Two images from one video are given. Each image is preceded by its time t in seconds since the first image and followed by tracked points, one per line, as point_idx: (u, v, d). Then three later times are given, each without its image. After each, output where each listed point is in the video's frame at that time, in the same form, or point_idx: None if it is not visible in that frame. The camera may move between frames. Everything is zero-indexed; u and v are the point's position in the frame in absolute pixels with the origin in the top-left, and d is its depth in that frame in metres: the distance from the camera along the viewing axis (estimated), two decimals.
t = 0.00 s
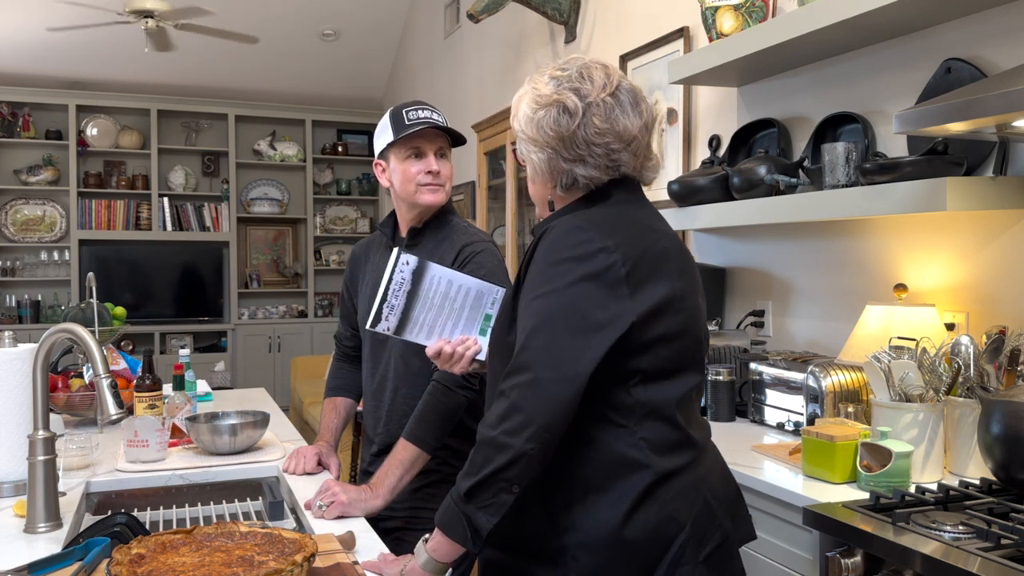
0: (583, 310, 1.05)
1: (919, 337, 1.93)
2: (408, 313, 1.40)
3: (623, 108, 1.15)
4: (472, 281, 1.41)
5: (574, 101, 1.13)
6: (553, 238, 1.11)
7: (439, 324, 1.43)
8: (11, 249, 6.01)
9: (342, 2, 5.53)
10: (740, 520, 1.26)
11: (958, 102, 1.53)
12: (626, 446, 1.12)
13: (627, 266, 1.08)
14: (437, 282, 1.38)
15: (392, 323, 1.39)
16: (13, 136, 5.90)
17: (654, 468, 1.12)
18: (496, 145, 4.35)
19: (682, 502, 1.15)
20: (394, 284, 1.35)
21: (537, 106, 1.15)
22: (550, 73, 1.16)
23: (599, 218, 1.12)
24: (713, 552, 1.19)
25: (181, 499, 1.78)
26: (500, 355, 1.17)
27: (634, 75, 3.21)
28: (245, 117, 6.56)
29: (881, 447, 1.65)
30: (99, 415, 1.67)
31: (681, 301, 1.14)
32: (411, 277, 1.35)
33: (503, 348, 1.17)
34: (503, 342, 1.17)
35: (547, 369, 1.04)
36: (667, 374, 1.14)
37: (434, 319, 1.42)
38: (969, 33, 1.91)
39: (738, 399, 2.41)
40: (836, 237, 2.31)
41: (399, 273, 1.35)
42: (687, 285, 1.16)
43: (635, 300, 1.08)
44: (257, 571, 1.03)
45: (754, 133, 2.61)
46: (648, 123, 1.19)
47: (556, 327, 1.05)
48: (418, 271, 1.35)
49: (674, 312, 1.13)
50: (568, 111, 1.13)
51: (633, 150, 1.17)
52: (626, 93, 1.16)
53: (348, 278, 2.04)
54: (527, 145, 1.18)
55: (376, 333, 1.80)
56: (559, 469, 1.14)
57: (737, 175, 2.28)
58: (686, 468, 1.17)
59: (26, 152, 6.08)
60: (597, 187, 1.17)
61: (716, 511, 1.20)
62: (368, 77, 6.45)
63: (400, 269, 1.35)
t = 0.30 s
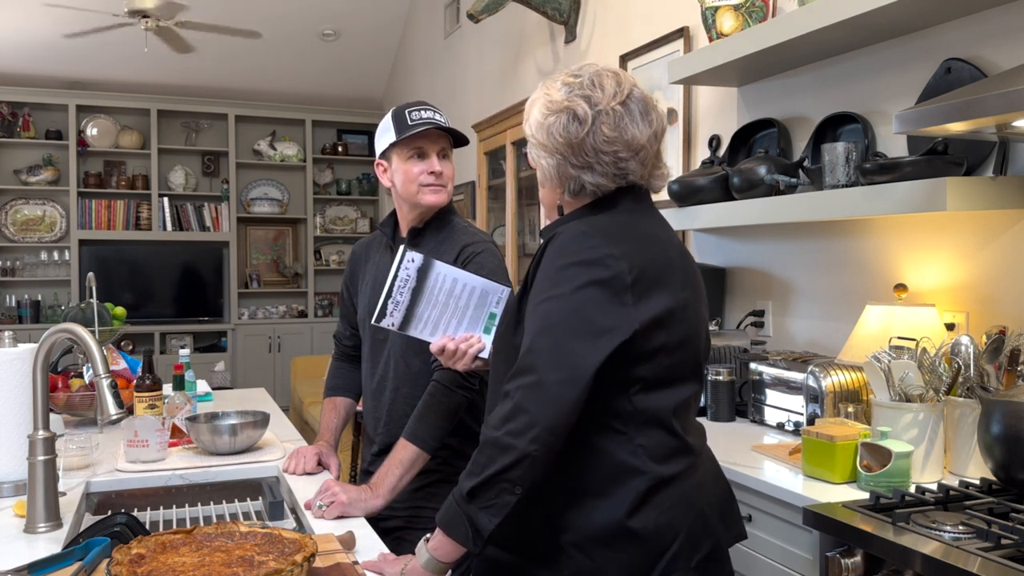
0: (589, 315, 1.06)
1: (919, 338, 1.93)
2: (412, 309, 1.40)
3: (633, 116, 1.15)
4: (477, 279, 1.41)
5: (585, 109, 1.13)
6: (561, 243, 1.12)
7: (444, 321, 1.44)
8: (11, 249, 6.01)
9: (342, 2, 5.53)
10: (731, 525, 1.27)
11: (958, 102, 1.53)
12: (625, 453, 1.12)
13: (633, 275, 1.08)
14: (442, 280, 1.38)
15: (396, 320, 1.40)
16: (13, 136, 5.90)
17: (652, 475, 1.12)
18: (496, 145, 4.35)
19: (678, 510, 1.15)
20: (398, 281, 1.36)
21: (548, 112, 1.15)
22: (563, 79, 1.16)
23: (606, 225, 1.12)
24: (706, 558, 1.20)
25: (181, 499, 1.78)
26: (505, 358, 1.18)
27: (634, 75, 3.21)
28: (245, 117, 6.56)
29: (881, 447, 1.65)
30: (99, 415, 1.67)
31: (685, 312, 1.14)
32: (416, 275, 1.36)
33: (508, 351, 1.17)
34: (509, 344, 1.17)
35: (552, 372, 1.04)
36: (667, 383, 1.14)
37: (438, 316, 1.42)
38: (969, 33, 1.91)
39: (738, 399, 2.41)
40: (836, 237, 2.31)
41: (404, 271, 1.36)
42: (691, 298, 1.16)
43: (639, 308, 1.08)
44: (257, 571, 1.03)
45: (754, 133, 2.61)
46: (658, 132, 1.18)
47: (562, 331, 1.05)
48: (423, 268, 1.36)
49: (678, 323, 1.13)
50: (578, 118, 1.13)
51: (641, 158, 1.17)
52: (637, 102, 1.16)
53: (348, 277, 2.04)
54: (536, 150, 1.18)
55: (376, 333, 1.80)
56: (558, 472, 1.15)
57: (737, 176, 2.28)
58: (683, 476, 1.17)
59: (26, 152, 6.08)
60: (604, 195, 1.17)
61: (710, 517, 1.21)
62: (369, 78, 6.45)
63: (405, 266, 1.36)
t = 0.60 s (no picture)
0: (594, 318, 1.05)
1: (919, 338, 1.93)
2: (412, 303, 1.41)
3: (644, 119, 1.15)
4: (478, 275, 1.41)
5: (597, 110, 1.13)
6: (567, 246, 1.11)
7: (444, 315, 1.44)
8: (11, 249, 6.01)
9: (342, 2, 5.53)
10: (726, 527, 1.28)
11: (958, 102, 1.53)
12: (625, 458, 1.12)
13: (638, 280, 1.08)
14: (442, 275, 1.39)
15: (396, 313, 1.40)
16: (13, 136, 5.90)
17: (652, 478, 1.13)
18: (496, 145, 4.35)
19: (676, 514, 1.16)
20: (399, 274, 1.37)
21: (559, 112, 1.15)
22: (575, 80, 1.16)
23: (612, 229, 1.12)
24: (703, 560, 1.20)
25: (181, 499, 1.78)
26: (509, 359, 1.18)
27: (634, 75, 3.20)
28: (245, 117, 6.56)
29: (881, 447, 1.65)
30: (99, 415, 1.67)
31: (687, 319, 1.15)
32: (417, 269, 1.37)
33: (511, 352, 1.17)
34: (513, 345, 1.17)
35: (557, 374, 1.04)
36: (668, 388, 1.15)
37: (439, 310, 1.43)
38: (969, 33, 1.91)
39: (738, 399, 2.41)
40: (836, 237, 2.31)
41: (405, 264, 1.37)
42: (694, 304, 1.17)
43: (643, 314, 1.08)
44: (257, 571, 1.03)
45: (754, 133, 2.61)
46: (668, 135, 1.18)
47: (568, 334, 1.05)
48: (424, 262, 1.37)
49: (681, 330, 1.14)
50: (589, 118, 1.13)
51: (651, 161, 1.17)
52: (648, 105, 1.16)
53: (348, 277, 2.04)
54: (547, 150, 1.18)
55: (376, 333, 1.80)
56: (558, 474, 1.14)
57: (737, 176, 2.28)
58: (682, 479, 1.18)
59: (26, 152, 6.08)
60: (612, 196, 1.17)
61: (706, 521, 1.22)
62: (369, 78, 6.46)
63: (406, 260, 1.37)
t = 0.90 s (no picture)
0: (594, 317, 1.05)
1: (919, 337, 1.93)
2: (415, 299, 1.40)
3: (644, 118, 1.15)
4: (481, 271, 1.41)
5: (597, 110, 1.13)
6: (567, 246, 1.11)
7: (446, 312, 1.44)
8: (11, 249, 6.01)
9: (342, 2, 5.53)
10: (725, 528, 1.28)
11: (958, 102, 1.53)
12: (624, 458, 1.12)
13: (639, 280, 1.08)
14: (445, 271, 1.39)
15: (398, 309, 1.40)
16: (13, 136, 5.90)
17: (651, 479, 1.13)
18: (496, 145, 4.35)
19: (675, 514, 1.16)
20: (402, 269, 1.37)
21: (560, 112, 1.15)
22: (576, 80, 1.16)
23: (612, 228, 1.12)
24: (702, 561, 1.20)
25: (181, 499, 1.78)
26: (509, 359, 1.18)
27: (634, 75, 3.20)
28: (245, 117, 6.56)
29: (881, 447, 1.65)
30: (99, 415, 1.67)
31: (687, 319, 1.15)
32: (420, 265, 1.37)
33: (510, 352, 1.17)
34: (513, 345, 1.17)
35: (557, 374, 1.04)
36: (668, 388, 1.15)
37: (441, 306, 1.43)
38: (969, 33, 1.91)
39: (738, 399, 2.41)
40: (836, 237, 2.31)
41: (408, 260, 1.37)
42: (694, 304, 1.17)
43: (643, 314, 1.08)
44: (257, 571, 1.03)
45: (754, 133, 2.61)
46: (669, 135, 1.18)
47: (567, 333, 1.05)
48: (427, 258, 1.37)
49: (681, 330, 1.14)
50: (589, 119, 1.13)
51: (652, 160, 1.17)
52: (648, 104, 1.15)
53: (348, 277, 2.04)
54: (548, 150, 1.18)
55: (377, 332, 1.80)
56: (558, 473, 1.14)
57: (737, 175, 2.28)
58: (681, 480, 1.18)
59: (26, 152, 6.08)
60: (613, 196, 1.18)
61: (706, 523, 1.22)
62: (369, 78, 6.46)
63: (409, 256, 1.36)
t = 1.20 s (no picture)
0: (591, 318, 1.06)
1: (919, 338, 1.93)
2: (411, 314, 1.42)
3: (638, 117, 1.15)
4: (477, 282, 1.40)
5: (590, 110, 1.13)
6: (565, 246, 1.11)
7: (444, 324, 1.44)
8: (11, 249, 6.01)
9: (342, 2, 5.53)
10: (726, 529, 1.28)
11: (958, 102, 1.53)
12: (623, 459, 1.12)
13: (636, 280, 1.08)
14: (439, 285, 1.39)
15: (395, 324, 1.41)
16: (13, 136, 5.90)
17: (651, 479, 1.13)
18: (496, 145, 4.35)
19: (676, 514, 1.16)
20: (395, 287, 1.39)
21: (554, 115, 1.16)
22: (569, 83, 1.17)
23: (610, 229, 1.12)
24: (703, 563, 1.20)
25: (181, 499, 1.78)
26: (508, 359, 1.18)
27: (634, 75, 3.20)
28: (245, 117, 6.56)
29: (881, 447, 1.65)
30: (99, 416, 1.67)
31: (686, 319, 1.15)
32: (414, 280, 1.39)
33: (510, 352, 1.18)
34: (512, 345, 1.17)
35: (555, 375, 1.04)
36: (667, 389, 1.15)
37: (439, 319, 1.43)
38: (969, 33, 1.91)
39: (738, 399, 2.41)
40: (836, 237, 2.31)
41: (402, 276, 1.39)
42: (693, 304, 1.17)
43: (641, 314, 1.08)
44: (257, 571, 1.03)
45: (754, 133, 2.61)
46: (664, 132, 1.18)
47: (565, 333, 1.05)
48: (421, 274, 1.38)
49: (680, 329, 1.13)
50: (583, 120, 1.13)
51: (648, 158, 1.17)
52: (641, 103, 1.16)
53: (349, 278, 2.04)
54: (544, 154, 1.19)
55: (377, 333, 1.79)
56: (557, 473, 1.14)
57: (737, 176, 2.28)
58: (681, 481, 1.17)
59: (26, 152, 6.08)
60: (611, 195, 1.17)
61: (707, 524, 1.22)
62: (369, 78, 6.46)
63: (402, 272, 1.38)
